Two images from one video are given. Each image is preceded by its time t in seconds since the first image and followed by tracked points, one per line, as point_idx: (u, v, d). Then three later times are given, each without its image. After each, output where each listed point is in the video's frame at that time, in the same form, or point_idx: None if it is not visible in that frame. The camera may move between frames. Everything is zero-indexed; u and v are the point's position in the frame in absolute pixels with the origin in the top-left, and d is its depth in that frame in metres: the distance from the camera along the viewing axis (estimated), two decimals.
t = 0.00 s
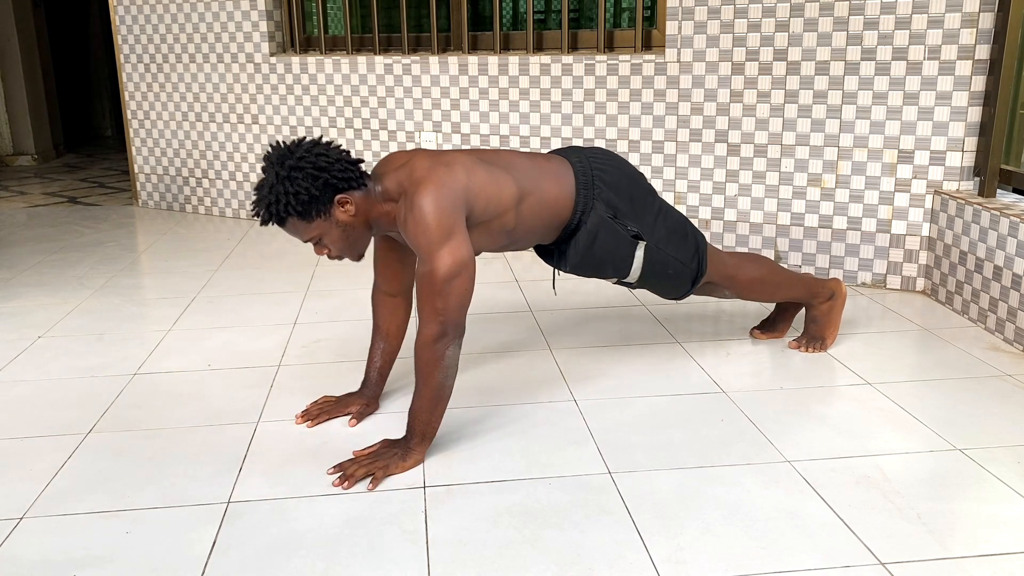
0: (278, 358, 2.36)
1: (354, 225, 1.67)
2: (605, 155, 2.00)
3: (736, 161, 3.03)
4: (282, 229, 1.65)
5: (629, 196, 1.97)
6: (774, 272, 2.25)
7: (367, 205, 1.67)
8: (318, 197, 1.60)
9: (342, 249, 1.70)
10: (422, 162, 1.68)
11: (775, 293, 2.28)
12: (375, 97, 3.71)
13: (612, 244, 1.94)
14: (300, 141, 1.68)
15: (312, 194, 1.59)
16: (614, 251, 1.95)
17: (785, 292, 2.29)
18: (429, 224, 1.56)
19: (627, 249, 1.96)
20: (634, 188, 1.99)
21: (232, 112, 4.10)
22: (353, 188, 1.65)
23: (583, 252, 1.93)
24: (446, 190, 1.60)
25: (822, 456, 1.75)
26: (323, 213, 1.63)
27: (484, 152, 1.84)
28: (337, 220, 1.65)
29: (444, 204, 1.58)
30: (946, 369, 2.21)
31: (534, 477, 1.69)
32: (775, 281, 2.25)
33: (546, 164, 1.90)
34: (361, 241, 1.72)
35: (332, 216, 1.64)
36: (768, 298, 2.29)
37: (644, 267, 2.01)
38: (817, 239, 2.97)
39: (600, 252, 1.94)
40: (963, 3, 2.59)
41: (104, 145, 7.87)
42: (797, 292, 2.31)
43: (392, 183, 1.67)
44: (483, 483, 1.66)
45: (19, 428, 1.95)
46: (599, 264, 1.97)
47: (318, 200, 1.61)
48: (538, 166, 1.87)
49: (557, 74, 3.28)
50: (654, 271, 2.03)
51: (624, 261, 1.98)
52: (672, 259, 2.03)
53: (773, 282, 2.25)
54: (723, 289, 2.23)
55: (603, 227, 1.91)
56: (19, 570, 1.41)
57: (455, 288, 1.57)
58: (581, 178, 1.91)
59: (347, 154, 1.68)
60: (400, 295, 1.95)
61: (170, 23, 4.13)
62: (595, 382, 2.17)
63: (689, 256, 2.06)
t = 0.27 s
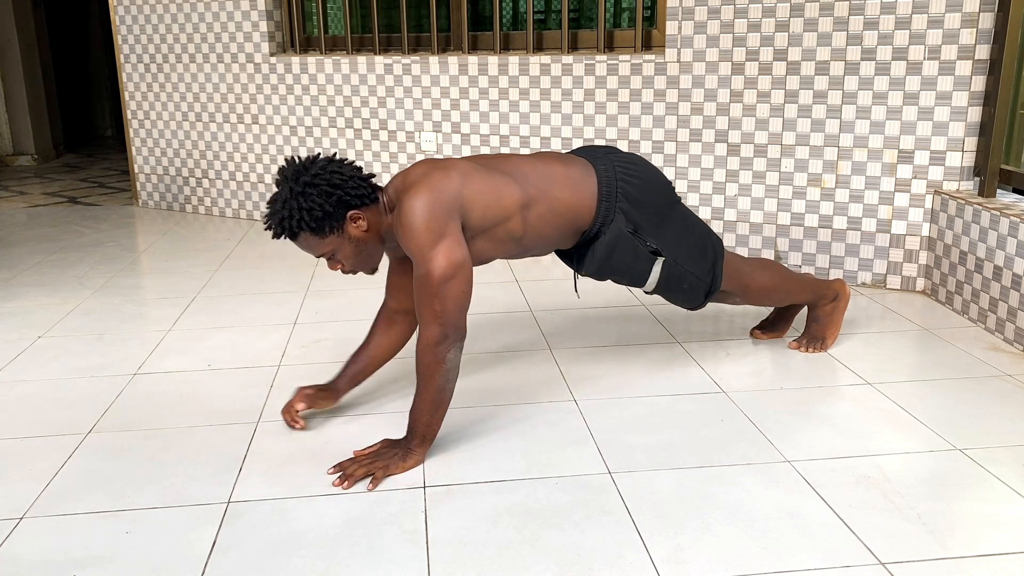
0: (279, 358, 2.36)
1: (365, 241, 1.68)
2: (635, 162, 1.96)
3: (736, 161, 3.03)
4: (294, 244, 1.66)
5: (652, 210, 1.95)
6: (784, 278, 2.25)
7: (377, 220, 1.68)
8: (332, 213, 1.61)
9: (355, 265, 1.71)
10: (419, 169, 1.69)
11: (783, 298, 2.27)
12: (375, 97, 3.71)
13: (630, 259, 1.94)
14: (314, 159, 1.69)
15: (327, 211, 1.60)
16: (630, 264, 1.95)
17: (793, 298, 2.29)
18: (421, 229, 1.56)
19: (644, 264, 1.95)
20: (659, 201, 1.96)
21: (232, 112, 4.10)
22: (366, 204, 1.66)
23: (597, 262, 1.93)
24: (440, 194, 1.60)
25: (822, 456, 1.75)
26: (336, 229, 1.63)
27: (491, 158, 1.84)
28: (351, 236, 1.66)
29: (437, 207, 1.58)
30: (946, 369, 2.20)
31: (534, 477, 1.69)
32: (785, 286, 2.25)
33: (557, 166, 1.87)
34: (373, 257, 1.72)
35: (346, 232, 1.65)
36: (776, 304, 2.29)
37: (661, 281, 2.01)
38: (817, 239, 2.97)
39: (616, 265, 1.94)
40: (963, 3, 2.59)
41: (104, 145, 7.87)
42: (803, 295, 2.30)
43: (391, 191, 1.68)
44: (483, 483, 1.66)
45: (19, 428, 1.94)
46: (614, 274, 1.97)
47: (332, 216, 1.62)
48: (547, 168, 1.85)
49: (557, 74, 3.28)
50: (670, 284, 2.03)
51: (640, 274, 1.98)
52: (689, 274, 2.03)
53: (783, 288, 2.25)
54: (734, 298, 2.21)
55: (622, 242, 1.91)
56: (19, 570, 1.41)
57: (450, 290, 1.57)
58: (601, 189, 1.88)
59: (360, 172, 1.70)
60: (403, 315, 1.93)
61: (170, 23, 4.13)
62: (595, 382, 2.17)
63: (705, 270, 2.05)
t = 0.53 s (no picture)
0: (279, 358, 2.36)
1: (366, 265, 1.67)
2: (634, 174, 1.93)
3: (736, 161, 3.03)
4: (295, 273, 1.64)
5: (650, 224, 1.93)
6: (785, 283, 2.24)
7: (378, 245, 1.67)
8: (331, 238, 1.60)
9: (357, 290, 1.69)
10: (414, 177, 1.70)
11: (783, 302, 2.26)
12: (375, 97, 3.71)
13: (626, 271, 1.93)
14: (311, 188, 1.68)
15: (326, 236, 1.60)
16: (626, 277, 1.95)
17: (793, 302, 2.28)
18: (419, 233, 1.57)
19: (641, 275, 1.95)
20: (658, 213, 1.94)
21: (232, 112, 4.10)
22: (364, 229, 1.65)
23: (594, 274, 1.94)
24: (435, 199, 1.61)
25: (822, 456, 1.75)
26: (335, 254, 1.62)
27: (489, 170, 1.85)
28: (351, 260, 1.64)
29: (433, 212, 1.59)
30: (946, 369, 2.21)
31: (533, 477, 1.69)
32: (785, 290, 2.24)
33: (553, 173, 1.87)
34: (376, 281, 1.71)
35: (345, 257, 1.63)
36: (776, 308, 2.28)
37: (659, 290, 2.00)
38: (817, 240, 2.97)
39: (612, 276, 1.94)
40: (963, 2, 2.59)
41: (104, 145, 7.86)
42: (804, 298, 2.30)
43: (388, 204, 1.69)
44: (483, 483, 1.66)
45: (19, 428, 1.94)
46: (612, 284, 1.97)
47: (331, 241, 1.60)
48: (548, 175, 1.85)
49: (557, 74, 3.28)
50: (668, 294, 2.02)
51: (636, 285, 1.97)
52: (688, 283, 2.02)
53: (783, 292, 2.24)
54: (735, 304, 2.21)
55: (618, 255, 1.90)
56: (19, 570, 1.41)
57: (451, 295, 1.57)
58: (598, 202, 1.86)
59: (357, 198, 1.69)
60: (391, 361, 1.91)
61: (170, 23, 4.13)
62: (595, 382, 2.17)
63: (705, 278, 2.04)
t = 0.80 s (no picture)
0: (279, 358, 2.36)
1: (354, 289, 1.69)
2: (611, 183, 1.94)
3: (736, 161, 3.03)
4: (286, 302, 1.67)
5: (632, 230, 1.93)
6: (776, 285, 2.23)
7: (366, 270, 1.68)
8: (316, 265, 1.63)
9: (347, 315, 1.72)
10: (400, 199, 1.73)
11: (776, 304, 2.26)
12: (375, 97, 3.70)
13: (612, 278, 1.92)
14: (296, 217, 1.72)
15: (311, 263, 1.62)
16: (613, 284, 1.94)
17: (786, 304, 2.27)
18: (414, 246, 1.59)
19: (627, 282, 1.94)
20: (638, 220, 1.94)
21: (232, 112, 4.10)
22: (349, 254, 1.67)
23: (581, 284, 1.94)
24: (423, 212, 1.64)
25: (822, 456, 1.75)
26: (322, 280, 1.64)
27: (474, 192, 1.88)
28: (338, 286, 1.66)
29: (424, 224, 1.61)
30: (946, 369, 2.20)
31: (533, 477, 1.69)
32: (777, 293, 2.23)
33: (531, 187, 1.90)
34: (365, 305, 1.73)
35: (332, 283, 1.66)
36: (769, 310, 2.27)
37: (646, 297, 1.99)
38: (817, 240, 2.97)
39: (598, 284, 1.93)
40: (963, 2, 2.59)
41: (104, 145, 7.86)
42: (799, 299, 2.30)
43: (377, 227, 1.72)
44: (483, 483, 1.66)
45: (19, 428, 1.94)
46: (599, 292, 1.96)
47: (316, 268, 1.63)
48: (531, 189, 1.88)
49: (557, 74, 3.28)
50: (656, 300, 2.00)
51: (623, 292, 1.96)
52: (675, 288, 2.00)
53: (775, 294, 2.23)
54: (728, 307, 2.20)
55: (601, 262, 1.89)
56: (19, 570, 1.41)
57: (454, 300, 1.58)
58: (580, 212, 1.87)
59: (342, 225, 1.72)
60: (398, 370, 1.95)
61: (170, 23, 4.13)
62: (595, 382, 2.17)
63: (692, 282, 2.03)
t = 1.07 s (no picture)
0: (278, 358, 2.36)
1: (337, 295, 1.69)
2: (588, 191, 1.96)
3: (736, 161, 3.03)
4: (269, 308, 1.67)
5: (610, 233, 1.93)
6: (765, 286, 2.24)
7: (348, 275, 1.69)
8: (298, 270, 1.63)
9: (330, 320, 1.71)
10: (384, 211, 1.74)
11: (769, 304, 2.27)
12: (375, 97, 3.71)
13: (594, 283, 1.93)
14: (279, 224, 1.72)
15: (293, 268, 1.63)
16: (596, 290, 1.94)
17: (778, 304, 2.28)
18: (405, 253, 1.60)
19: (610, 286, 1.94)
20: (617, 224, 1.95)
21: (232, 112, 4.10)
22: (331, 259, 1.68)
23: (564, 291, 1.94)
24: (411, 219, 1.65)
25: (822, 456, 1.75)
26: (304, 286, 1.64)
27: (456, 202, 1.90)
28: (320, 291, 1.67)
29: (413, 231, 1.63)
30: (946, 369, 2.20)
31: (533, 477, 1.69)
32: (767, 294, 2.24)
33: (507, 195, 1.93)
34: (346, 311, 1.73)
35: (314, 288, 1.66)
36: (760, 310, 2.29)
37: (630, 300, 1.99)
38: (817, 240, 2.97)
39: (582, 290, 1.94)
40: (963, 2, 2.59)
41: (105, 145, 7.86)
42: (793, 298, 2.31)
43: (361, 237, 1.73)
44: (483, 483, 1.66)
45: (19, 428, 1.94)
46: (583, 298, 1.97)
47: (298, 274, 1.63)
48: (512, 196, 1.90)
49: (557, 74, 3.28)
50: (640, 302, 2.01)
51: (607, 297, 1.97)
52: (658, 290, 2.01)
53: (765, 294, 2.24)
54: (718, 309, 2.22)
55: (582, 267, 1.90)
56: (19, 570, 1.41)
57: (450, 302, 1.58)
58: (558, 218, 1.88)
59: (325, 230, 1.73)
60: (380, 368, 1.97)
61: (170, 23, 4.13)
62: (595, 382, 2.17)
63: (675, 283, 2.03)
